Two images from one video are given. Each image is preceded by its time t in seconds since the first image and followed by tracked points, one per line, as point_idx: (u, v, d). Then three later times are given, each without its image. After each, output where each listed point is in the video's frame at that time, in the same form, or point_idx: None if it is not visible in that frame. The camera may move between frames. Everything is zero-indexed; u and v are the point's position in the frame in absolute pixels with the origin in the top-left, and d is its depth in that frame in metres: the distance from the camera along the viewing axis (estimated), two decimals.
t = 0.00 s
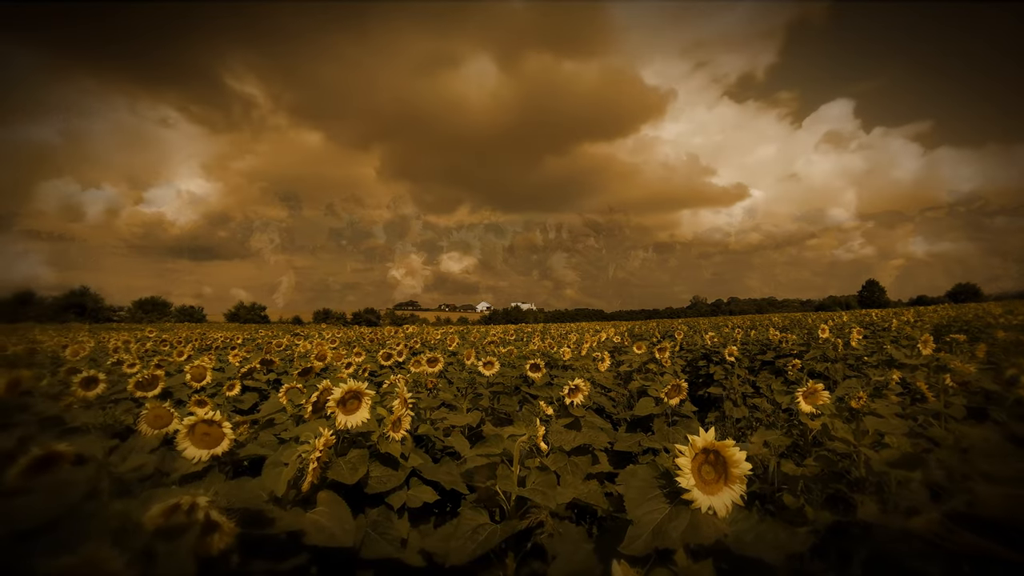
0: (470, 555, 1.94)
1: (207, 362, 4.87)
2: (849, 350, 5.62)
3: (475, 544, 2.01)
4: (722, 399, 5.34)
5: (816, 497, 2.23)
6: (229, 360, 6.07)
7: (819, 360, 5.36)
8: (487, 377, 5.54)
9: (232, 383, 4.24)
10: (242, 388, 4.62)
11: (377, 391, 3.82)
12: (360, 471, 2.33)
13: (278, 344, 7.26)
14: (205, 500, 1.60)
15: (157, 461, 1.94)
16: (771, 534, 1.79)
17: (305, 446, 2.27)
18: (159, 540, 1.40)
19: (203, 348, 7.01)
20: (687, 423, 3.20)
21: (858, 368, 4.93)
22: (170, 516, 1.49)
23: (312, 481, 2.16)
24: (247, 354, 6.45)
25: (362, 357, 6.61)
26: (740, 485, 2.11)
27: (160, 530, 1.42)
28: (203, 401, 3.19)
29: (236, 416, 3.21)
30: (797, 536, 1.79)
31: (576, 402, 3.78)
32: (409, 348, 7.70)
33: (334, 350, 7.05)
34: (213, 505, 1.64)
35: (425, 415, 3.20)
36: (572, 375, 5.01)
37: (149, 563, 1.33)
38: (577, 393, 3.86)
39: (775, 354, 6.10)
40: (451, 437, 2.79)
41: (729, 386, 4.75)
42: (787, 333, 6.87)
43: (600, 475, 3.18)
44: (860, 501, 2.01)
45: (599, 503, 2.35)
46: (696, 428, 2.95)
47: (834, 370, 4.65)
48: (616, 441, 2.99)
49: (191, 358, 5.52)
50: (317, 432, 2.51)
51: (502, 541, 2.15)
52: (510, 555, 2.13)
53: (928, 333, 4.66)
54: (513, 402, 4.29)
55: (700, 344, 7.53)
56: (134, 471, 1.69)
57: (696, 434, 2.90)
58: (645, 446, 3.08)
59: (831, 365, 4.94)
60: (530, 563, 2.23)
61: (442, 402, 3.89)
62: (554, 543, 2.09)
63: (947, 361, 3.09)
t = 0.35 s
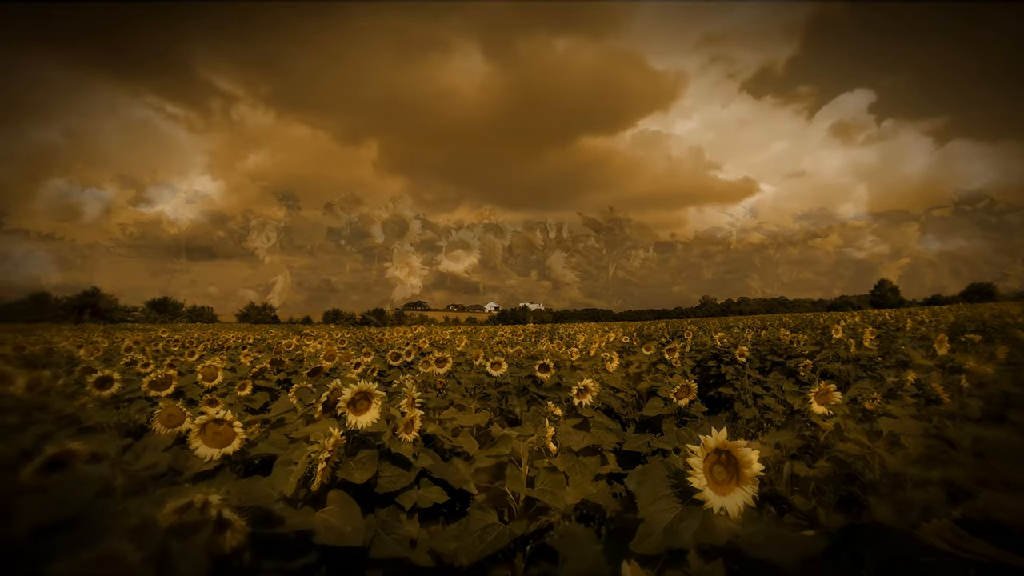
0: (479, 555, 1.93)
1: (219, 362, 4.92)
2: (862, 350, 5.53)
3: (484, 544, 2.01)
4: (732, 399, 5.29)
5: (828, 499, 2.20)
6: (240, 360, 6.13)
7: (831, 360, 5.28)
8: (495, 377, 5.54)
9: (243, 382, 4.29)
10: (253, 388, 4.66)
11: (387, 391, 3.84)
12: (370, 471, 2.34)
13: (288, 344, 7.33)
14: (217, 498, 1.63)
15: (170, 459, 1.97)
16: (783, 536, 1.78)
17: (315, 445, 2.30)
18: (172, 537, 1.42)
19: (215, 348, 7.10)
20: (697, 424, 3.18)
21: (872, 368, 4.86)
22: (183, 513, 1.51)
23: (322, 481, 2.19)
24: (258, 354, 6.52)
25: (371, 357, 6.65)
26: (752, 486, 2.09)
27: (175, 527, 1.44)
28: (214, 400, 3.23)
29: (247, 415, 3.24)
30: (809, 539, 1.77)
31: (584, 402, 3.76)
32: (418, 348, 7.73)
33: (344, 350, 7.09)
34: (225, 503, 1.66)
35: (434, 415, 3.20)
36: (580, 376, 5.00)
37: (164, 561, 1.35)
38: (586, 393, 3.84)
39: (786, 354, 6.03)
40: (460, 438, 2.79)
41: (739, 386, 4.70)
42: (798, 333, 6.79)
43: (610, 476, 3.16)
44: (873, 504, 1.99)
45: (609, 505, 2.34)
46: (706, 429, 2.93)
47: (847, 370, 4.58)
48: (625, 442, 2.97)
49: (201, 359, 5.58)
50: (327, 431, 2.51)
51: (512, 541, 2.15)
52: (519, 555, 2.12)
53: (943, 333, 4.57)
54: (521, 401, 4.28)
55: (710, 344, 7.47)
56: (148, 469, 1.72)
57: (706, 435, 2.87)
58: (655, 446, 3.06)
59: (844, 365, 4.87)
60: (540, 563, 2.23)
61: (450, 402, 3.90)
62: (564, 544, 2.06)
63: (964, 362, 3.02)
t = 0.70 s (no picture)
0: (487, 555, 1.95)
1: (231, 362, 4.99)
2: (875, 349, 5.44)
3: (489, 542, 2.01)
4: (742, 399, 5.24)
5: (840, 501, 2.17)
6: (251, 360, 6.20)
7: (843, 360, 5.21)
8: (503, 377, 5.54)
9: (255, 382, 4.34)
10: (264, 387, 4.72)
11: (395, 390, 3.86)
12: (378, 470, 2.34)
13: (298, 344, 7.40)
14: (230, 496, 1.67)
15: (183, 459, 2.01)
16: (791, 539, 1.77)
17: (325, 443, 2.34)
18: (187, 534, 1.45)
19: (226, 348, 7.19)
20: (706, 424, 3.15)
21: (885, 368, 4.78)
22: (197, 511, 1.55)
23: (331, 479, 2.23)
24: (268, 354, 6.59)
25: (380, 357, 6.69)
26: (762, 488, 2.07)
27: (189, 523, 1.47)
28: (225, 399, 3.27)
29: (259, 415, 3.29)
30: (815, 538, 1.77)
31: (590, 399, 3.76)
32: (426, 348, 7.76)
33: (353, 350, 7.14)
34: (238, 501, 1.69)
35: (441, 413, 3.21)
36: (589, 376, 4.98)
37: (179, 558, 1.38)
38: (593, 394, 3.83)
39: (797, 354, 5.95)
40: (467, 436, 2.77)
41: (749, 387, 4.65)
42: (808, 333, 6.72)
43: (619, 476, 3.14)
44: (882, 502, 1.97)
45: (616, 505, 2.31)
46: (715, 430, 2.91)
47: (859, 370, 4.51)
48: (634, 442, 2.96)
49: (214, 359, 5.66)
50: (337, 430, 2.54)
51: (521, 540, 2.15)
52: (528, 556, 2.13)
53: (958, 332, 4.49)
54: (529, 401, 4.28)
55: (719, 343, 7.40)
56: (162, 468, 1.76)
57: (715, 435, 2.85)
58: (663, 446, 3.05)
59: (857, 365, 4.80)
60: (548, 563, 2.23)
61: (458, 402, 3.91)
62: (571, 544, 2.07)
63: (980, 361, 2.96)
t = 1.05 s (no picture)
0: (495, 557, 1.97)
1: (241, 363, 5.04)
2: (889, 346, 5.30)
3: (498, 545, 2.02)
4: (752, 399, 5.16)
5: (852, 504, 2.14)
6: (262, 360, 6.27)
7: (856, 359, 5.11)
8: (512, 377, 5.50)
9: (266, 382, 4.38)
10: (276, 387, 4.76)
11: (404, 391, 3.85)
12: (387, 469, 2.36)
13: (309, 342, 7.47)
14: (240, 495, 1.71)
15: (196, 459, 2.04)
16: (796, 544, 1.77)
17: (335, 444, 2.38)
18: (198, 534, 1.50)
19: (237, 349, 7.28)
20: (717, 425, 3.11)
21: (897, 366, 4.70)
22: (208, 509, 1.59)
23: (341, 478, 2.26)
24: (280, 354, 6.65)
25: (389, 356, 6.70)
26: (772, 489, 2.05)
27: (199, 522, 1.52)
28: (237, 399, 3.31)
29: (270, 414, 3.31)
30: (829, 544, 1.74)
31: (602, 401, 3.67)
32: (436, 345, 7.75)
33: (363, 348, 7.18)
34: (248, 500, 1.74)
35: (451, 410, 3.17)
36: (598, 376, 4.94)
37: (189, 554, 1.42)
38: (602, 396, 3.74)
39: (809, 353, 5.84)
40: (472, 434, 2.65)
41: (761, 387, 4.59)
42: (821, 332, 6.59)
43: (629, 478, 3.11)
44: (896, 505, 1.94)
45: (626, 506, 2.31)
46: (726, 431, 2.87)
47: (874, 369, 4.42)
48: (644, 443, 2.93)
49: (225, 360, 5.72)
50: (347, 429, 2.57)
51: (525, 541, 2.15)
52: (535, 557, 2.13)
53: (973, 329, 4.38)
54: (537, 401, 4.25)
55: (730, 341, 7.29)
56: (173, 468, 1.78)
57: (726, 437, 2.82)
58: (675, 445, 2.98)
59: (870, 365, 4.71)
60: (556, 563, 2.24)
61: (468, 402, 3.90)
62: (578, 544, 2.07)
63: (996, 363, 2.85)
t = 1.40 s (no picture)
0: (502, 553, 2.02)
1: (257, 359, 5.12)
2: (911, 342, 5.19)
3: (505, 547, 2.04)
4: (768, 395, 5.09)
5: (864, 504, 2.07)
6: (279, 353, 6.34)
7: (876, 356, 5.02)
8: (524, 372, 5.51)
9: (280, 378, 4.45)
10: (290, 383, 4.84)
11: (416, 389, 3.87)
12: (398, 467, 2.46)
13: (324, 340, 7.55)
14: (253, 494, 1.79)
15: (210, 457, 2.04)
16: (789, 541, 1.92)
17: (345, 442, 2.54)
18: (210, 531, 1.58)
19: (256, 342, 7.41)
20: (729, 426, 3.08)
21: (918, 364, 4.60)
22: (220, 508, 1.68)
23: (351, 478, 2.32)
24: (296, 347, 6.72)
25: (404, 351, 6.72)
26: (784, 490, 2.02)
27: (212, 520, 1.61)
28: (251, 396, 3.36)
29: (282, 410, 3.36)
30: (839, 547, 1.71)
31: (613, 395, 3.48)
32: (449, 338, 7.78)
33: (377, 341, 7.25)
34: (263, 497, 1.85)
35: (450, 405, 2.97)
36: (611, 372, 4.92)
37: (199, 552, 1.50)
38: (612, 393, 3.50)
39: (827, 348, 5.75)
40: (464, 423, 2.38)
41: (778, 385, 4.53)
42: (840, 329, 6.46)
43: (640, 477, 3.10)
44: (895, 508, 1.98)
45: (637, 508, 2.33)
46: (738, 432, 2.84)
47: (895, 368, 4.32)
48: (655, 443, 2.89)
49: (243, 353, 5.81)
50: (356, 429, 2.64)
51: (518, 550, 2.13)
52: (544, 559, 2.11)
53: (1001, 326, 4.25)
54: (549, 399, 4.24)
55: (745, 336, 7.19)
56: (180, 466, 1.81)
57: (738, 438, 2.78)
58: (688, 443, 2.83)
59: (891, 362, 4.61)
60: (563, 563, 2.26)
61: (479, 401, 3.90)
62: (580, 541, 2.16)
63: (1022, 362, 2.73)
